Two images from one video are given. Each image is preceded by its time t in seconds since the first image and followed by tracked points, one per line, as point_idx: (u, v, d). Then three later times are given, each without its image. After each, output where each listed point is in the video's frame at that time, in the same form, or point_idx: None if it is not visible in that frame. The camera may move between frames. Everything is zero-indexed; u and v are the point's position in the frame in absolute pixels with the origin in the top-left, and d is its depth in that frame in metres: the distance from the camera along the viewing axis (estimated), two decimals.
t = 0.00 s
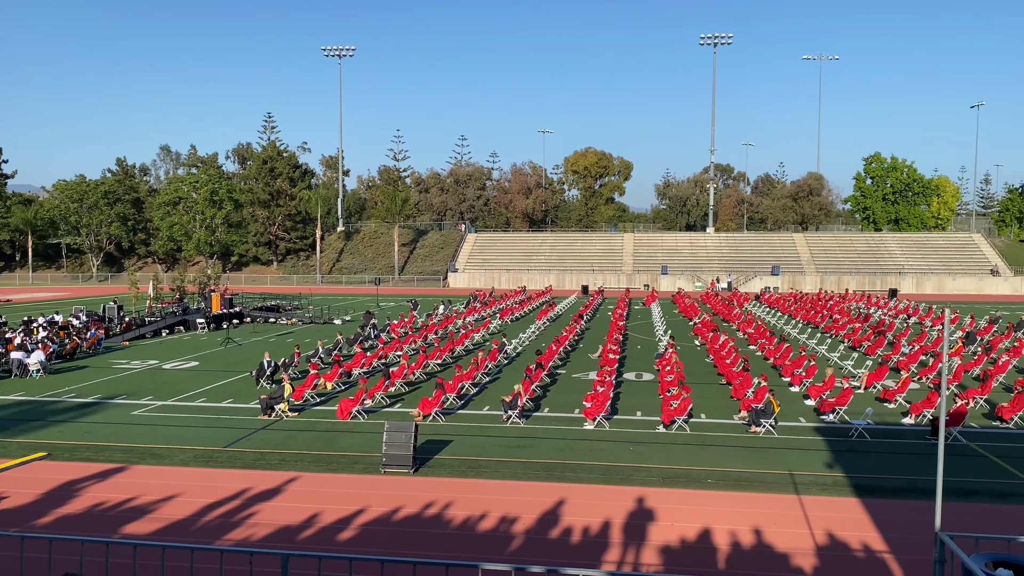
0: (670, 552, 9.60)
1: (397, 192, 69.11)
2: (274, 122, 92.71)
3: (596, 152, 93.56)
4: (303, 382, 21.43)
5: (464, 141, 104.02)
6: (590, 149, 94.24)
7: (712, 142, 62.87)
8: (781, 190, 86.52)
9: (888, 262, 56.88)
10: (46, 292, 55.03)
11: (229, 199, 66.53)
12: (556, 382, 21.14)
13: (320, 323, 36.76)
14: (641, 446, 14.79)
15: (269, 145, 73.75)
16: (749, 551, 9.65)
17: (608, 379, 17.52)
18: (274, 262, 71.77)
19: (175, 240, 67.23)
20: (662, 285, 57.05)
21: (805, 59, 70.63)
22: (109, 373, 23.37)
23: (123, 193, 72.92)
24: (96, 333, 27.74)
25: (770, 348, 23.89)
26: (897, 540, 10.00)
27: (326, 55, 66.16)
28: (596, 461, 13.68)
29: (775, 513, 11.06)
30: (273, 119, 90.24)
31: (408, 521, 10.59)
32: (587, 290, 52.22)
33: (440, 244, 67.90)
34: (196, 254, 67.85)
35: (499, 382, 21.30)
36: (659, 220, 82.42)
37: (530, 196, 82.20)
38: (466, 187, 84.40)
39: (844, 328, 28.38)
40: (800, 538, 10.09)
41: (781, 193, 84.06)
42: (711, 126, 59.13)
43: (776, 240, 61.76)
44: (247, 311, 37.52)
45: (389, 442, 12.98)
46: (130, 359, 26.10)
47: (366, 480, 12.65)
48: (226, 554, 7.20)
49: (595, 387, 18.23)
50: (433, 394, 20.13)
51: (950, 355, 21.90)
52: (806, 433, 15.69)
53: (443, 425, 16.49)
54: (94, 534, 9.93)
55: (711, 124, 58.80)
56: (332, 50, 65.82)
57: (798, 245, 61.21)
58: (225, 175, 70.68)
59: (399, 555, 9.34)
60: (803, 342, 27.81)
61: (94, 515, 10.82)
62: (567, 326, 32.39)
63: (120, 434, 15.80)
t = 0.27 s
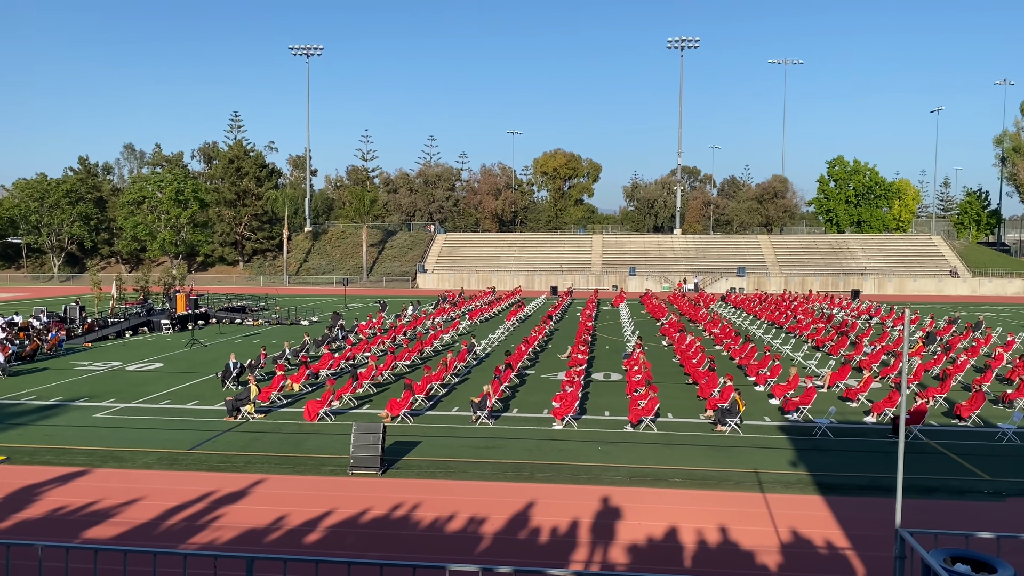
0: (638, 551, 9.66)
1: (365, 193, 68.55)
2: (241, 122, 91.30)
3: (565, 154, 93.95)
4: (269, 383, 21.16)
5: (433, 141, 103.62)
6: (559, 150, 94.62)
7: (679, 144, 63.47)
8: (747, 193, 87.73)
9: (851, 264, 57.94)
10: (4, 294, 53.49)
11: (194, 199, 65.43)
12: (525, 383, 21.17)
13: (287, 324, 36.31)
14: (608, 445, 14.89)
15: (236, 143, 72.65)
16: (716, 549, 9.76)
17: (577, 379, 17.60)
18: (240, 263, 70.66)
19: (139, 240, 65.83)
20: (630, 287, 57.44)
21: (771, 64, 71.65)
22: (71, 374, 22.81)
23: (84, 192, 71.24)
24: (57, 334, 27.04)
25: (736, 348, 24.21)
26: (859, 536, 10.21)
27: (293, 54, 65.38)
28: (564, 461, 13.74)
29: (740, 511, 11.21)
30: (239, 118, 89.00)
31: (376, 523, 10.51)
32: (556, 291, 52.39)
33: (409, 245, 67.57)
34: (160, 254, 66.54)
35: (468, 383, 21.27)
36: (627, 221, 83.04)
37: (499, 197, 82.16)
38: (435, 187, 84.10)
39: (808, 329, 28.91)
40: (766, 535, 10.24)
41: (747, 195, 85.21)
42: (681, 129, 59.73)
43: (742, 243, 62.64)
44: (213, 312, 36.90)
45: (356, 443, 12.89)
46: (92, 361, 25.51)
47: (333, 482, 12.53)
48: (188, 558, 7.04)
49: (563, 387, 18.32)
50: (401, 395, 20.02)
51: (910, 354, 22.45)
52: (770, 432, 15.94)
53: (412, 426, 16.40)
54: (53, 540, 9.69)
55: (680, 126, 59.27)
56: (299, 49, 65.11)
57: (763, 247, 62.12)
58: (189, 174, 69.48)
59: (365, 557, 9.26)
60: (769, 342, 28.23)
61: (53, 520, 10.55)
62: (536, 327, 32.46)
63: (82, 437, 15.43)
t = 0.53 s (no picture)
0: (606, 550, 9.71)
1: (333, 192, 67.93)
2: (206, 119, 89.77)
3: (534, 154, 94.21)
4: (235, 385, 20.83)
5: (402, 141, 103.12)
6: (528, 150, 94.86)
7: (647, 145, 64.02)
8: (713, 194, 88.81)
9: (815, 265, 58.98)
10: None
11: (158, 198, 64.24)
12: (494, 383, 21.15)
13: (253, 324, 35.77)
14: (577, 445, 14.94)
15: (201, 142, 71.39)
16: (682, 548, 9.85)
17: (546, 379, 17.63)
18: (204, 263, 69.44)
19: (100, 239, 64.36)
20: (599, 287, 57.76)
21: (737, 66, 72.62)
22: (28, 377, 22.18)
23: (42, 190, 69.43)
24: (15, 336, 26.29)
25: (703, 348, 24.49)
26: (822, 534, 10.38)
27: (259, 51, 64.49)
28: (533, 461, 13.75)
29: (707, 509, 11.33)
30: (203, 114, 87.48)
31: (343, 525, 10.40)
32: (525, 291, 52.46)
33: (376, 245, 67.11)
34: (122, 254, 65.13)
35: (437, 384, 21.18)
36: (595, 222, 83.53)
37: (468, 198, 82.00)
38: (404, 187, 83.66)
39: (773, 328, 29.37)
40: (731, 533, 10.37)
41: (713, 196, 86.23)
42: (648, 130, 60.26)
43: (709, 243, 63.39)
44: (177, 313, 36.23)
45: (323, 445, 12.75)
46: (51, 363, 24.84)
47: (300, 484, 12.38)
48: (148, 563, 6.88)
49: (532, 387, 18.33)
50: (369, 396, 19.86)
51: (872, 353, 22.95)
52: (737, 430, 16.14)
53: (379, 428, 16.28)
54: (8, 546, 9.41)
55: (648, 128, 59.73)
56: (265, 46, 64.20)
57: (729, 247, 62.96)
58: (153, 172, 68.14)
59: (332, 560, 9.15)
60: (735, 342, 28.61)
61: (10, 526, 10.24)
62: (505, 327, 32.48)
63: (41, 440, 15.02)
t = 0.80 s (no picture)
0: (574, 550, 9.75)
1: (300, 191, 67.17)
2: (170, 117, 88.09)
3: (504, 154, 94.31)
4: (200, 387, 20.47)
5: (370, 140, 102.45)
6: (497, 151, 94.89)
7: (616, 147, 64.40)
8: (680, 195, 89.70)
9: (780, 266, 59.91)
10: None
11: (121, 197, 62.94)
12: (462, 384, 21.10)
13: (218, 325, 35.20)
14: (546, 445, 14.96)
15: (165, 140, 70.05)
16: (650, 546, 9.94)
17: (515, 379, 17.63)
18: (169, 263, 68.12)
19: (60, 239, 62.76)
20: (568, 287, 57.98)
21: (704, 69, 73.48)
22: None
23: None
24: None
25: (670, 348, 24.73)
26: (787, 531, 10.55)
27: (225, 49, 63.51)
28: (502, 462, 13.74)
29: (674, 508, 11.43)
30: (168, 112, 85.91)
31: (310, 528, 10.29)
32: (494, 291, 52.43)
33: (344, 245, 66.53)
34: (83, 254, 63.59)
35: (405, 385, 21.06)
36: (565, 223, 83.87)
37: (437, 198, 81.67)
38: (372, 186, 83.08)
39: (739, 328, 29.75)
40: (698, 531, 10.48)
41: (681, 198, 87.09)
42: (617, 132, 60.66)
43: (677, 245, 64.02)
44: (140, 314, 35.51)
45: (289, 447, 12.58)
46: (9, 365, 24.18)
47: (266, 487, 12.21)
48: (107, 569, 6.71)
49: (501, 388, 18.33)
50: (336, 397, 19.67)
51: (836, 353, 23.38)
52: (703, 429, 16.33)
53: (347, 429, 16.13)
54: None
55: (617, 129, 60.04)
56: (230, 44, 63.19)
57: (697, 248, 63.70)
58: (115, 171, 66.73)
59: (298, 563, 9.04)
60: (702, 342, 28.93)
61: None
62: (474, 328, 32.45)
63: None
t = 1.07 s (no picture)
0: (544, 550, 9.77)
1: (268, 191, 66.32)
2: (134, 115, 86.31)
3: (473, 155, 94.24)
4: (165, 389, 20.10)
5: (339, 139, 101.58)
6: (467, 151, 94.76)
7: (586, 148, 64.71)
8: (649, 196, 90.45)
9: (747, 266, 60.71)
10: None
11: (84, 196, 61.55)
12: (432, 385, 21.01)
13: (185, 327, 34.60)
14: (516, 445, 14.98)
15: (129, 139, 68.62)
16: (619, 545, 10.00)
17: (485, 380, 17.61)
18: (134, 264, 66.71)
19: (20, 240, 61.06)
20: (538, 287, 58.08)
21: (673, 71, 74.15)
22: None
23: None
24: None
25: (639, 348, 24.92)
26: (753, 528, 10.70)
27: (192, 47, 62.44)
28: (472, 463, 13.71)
29: (643, 507, 11.52)
30: (131, 110, 84.20)
31: (278, 531, 10.16)
32: (465, 291, 52.33)
33: (313, 245, 65.86)
34: (44, 255, 61.99)
35: (375, 386, 20.91)
36: (535, 223, 84.07)
37: (407, 198, 81.24)
38: (341, 186, 82.34)
39: (707, 328, 30.07)
40: (666, 530, 10.58)
41: (650, 198, 87.78)
42: (587, 133, 60.98)
43: (646, 245, 64.53)
44: (104, 315, 34.75)
45: (257, 450, 12.41)
46: None
47: (232, 490, 12.03)
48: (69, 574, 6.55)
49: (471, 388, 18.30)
50: (304, 399, 19.45)
51: (801, 352, 23.78)
52: (672, 428, 16.48)
53: (315, 431, 15.97)
54: None
55: (586, 129, 60.34)
56: (196, 42, 62.13)
57: (665, 248, 64.33)
58: (77, 170, 65.16)
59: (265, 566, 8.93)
60: (670, 342, 29.20)
61: None
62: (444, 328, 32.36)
63: None
